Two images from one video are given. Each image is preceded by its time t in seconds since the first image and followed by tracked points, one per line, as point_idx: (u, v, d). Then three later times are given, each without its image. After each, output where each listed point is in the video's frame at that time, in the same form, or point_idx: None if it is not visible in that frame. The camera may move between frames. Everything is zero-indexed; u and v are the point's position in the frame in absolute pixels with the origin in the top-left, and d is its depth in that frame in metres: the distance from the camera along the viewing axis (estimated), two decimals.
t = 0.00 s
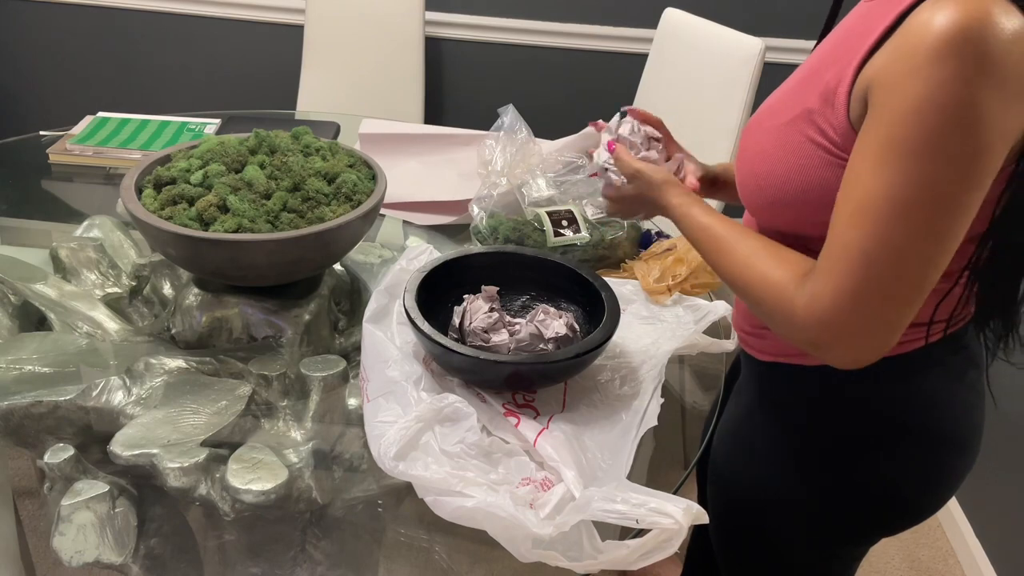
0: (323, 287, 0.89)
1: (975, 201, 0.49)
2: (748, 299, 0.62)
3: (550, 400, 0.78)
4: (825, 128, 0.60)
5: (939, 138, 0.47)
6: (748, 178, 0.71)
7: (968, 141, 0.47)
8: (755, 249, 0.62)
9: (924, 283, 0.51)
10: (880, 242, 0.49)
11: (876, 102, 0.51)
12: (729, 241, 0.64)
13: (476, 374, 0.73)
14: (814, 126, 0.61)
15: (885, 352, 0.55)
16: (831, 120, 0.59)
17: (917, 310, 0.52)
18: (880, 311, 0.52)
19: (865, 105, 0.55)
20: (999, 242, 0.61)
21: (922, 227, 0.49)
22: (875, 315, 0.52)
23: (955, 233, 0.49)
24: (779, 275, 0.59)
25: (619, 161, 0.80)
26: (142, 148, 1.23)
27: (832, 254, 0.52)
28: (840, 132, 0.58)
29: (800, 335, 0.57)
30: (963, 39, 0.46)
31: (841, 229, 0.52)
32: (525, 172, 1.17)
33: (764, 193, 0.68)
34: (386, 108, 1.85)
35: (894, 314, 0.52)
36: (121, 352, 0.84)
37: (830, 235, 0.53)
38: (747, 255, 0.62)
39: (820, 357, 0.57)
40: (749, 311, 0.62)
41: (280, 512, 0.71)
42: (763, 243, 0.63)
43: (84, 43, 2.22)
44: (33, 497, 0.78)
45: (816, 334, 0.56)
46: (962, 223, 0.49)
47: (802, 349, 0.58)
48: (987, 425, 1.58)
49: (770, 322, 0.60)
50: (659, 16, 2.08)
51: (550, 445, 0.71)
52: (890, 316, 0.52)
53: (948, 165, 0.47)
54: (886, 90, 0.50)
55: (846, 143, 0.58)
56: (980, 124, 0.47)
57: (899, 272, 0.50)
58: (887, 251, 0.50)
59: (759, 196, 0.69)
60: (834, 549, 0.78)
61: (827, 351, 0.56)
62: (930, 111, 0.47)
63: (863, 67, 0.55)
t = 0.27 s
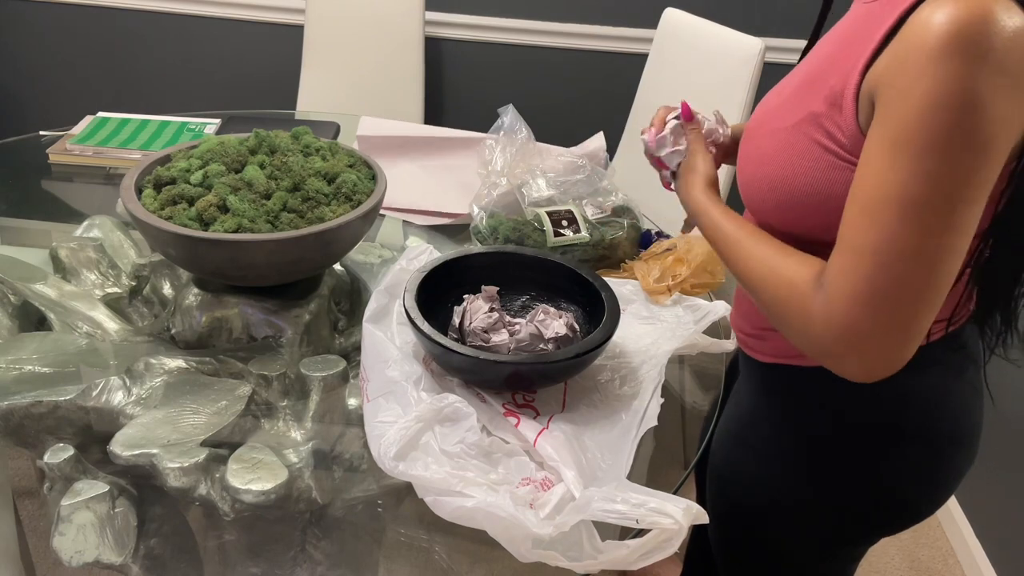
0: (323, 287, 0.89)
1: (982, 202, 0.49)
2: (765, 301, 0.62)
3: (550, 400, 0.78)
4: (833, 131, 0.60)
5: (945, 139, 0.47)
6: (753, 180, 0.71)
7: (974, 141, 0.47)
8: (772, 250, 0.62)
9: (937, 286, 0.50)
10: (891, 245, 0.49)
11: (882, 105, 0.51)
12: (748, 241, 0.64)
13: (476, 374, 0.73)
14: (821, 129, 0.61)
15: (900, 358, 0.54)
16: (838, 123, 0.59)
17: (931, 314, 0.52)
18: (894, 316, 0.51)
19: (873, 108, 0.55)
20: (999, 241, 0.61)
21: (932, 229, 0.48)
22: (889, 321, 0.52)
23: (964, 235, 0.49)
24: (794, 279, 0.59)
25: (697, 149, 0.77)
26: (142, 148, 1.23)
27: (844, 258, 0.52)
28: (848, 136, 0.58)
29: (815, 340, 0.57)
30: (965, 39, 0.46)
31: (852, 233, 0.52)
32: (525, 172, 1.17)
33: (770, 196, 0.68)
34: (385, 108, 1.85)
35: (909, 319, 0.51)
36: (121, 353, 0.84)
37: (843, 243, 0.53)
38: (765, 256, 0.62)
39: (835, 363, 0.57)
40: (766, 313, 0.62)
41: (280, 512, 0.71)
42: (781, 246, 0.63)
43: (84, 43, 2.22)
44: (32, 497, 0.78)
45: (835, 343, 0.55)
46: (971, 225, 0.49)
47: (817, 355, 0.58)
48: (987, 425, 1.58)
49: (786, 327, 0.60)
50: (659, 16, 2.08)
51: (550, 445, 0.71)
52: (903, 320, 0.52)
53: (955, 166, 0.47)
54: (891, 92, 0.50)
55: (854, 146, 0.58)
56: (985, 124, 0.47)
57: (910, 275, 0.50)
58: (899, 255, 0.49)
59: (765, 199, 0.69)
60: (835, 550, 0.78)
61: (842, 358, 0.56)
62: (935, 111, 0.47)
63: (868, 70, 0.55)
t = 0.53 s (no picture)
0: (323, 287, 0.89)
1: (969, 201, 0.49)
2: (737, 292, 0.62)
3: (550, 400, 0.78)
4: (830, 126, 0.60)
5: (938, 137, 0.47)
6: (752, 176, 0.71)
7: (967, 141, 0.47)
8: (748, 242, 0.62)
9: (913, 283, 0.51)
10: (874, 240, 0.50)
11: (876, 99, 0.51)
12: (722, 232, 0.64)
13: (476, 374, 0.73)
14: (819, 124, 0.61)
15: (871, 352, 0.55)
16: (835, 118, 0.59)
17: (905, 311, 0.52)
18: (869, 310, 0.52)
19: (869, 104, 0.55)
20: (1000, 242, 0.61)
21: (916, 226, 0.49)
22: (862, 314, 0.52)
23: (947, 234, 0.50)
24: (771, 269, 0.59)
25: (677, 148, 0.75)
26: (142, 149, 1.23)
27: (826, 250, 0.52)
28: (845, 131, 0.58)
29: (786, 331, 0.57)
30: (964, 37, 0.46)
31: (836, 226, 0.52)
32: (525, 172, 1.17)
33: (769, 192, 0.68)
34: (385, 108, 1.85)
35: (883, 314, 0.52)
36: (121, 352, 0.84)
37: (826, 234, 0.53)
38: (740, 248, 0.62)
39: (806, 354, 0.58)
40: (737, 304, 0.62)
41: (280, 512, 0.71)
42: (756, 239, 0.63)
43: (84, 43, 2.22)
44: (32, 497, 0.78)
45: (809, 334, 0.55)
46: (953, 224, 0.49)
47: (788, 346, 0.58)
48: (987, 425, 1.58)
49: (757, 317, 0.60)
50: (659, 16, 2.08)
51: (550, 445, 0.71)
52: (877, 315, 0.52)
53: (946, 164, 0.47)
54: (885, 87, 0.50)
55: (851, 142, 0.58)
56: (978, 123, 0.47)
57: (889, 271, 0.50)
58: (879, 250, 0.50)
59: (763, 193, 0.69)
60: (835, 549, 0.78)
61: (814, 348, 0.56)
62: (930, 109, 0.47)
63: (865, 66, 0.55)
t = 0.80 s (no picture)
0: (323, 287, 0.89)
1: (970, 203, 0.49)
2: (737, 287, 0.62)
3: (550, 400, 0.78)
4: (834, 127, 0.60)
5: (942, 138, 0.47)
6: (754, 176, 0.71)
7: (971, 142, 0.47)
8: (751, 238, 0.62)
9: (913, 284, 0.51)
10: (874, 239, 0.50)
11: (881, 100, 0.51)
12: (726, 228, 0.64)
13: (476, 374, 0.73)
14: (822, 125, 0.61)
15: (869, 352, 0.55)
16: (839, 119, 0.59)
17: (903, 311, 0.52)
18: (868, 309, 0.52)
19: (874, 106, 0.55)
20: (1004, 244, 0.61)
21: (917, 226, 0.49)
22: (860, 313, 0.52)
23: (949, 236, 0.50)
24: (772, 267, 0.59)
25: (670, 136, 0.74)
26: (142, 149, 1.23)
27: (827, 248, 0.52)
28: (847, 131, 0.58)
29: (785, 328, 0.57)
30: (971, 39, 0.46)
31: (837, 224, 0.52)
32: (525, 172, 1.17)
33: (771, 193, 0.68)
34: (385, 108, 1.85)
35: (881, 313, 0.52)
36: (121, 352, 0.84)
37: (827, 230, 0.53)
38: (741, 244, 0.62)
39: (805, 352, 0.58)
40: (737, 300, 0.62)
41: (280, 512, 0.71)
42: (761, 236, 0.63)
43: (85, 43, 2.22)
44: (32, 497, 0.78)
45: (806, 330, 0.55)
46: (954, 226, 0.49)
47: (786, 343, 0.58)
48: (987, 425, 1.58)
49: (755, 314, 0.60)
50: (659, 16, 2.08)
51: (550, 445, 0.71)
52: (876, 314, 0.52)
53: (949, 164, 0.47)
54: (890, 86, 0.50)
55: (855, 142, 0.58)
56: (983, 126, 0.47)
57: (890, 269, 0.50)
58: (880, 250, 0.50)
59: (766, 193, 0.69)
60: (838, 550, 0.78)
61: (812, 346, 0.56)
62: (934, 110, 0.47)
63: (870, 67, 0.55)
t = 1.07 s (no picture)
0: (323, 287, 0.89)
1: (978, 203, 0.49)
2: (743, 282, 0.62)
3: (550, 401, 0.78)
4: (843, 125, 0.60)
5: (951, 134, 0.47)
6: (762, 175, 0.71)
7: (979, 139, 0.47)
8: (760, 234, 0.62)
9: (918, 282, 0.51)
10: (880, 235, 0.49)
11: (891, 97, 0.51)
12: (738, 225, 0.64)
13: (476, 374, 0.73)
14: (832, 124, 0.61)
15: (873, 351, 0.55)
16: (850, 117, 0.59)
17: (908, 309, 0.52)
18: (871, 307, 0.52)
19: (885, 105, 0.55)
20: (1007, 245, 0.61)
21: (924, 223, 0.48)
22: (863, 310, 0.52)
23: (956, 233, 0.49)
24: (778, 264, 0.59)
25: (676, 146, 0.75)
26: (142, 149, 1.23)
27: (833, 244, 0.52)
28: (859, 129, 0.58)
29: (789, 325, 0.57)
30: (981, 36, 0.46)
31: (844, 220, 0.52)
32: (525, 172, 1.17)
33: (779, 192, 0.68)
34: (385, 108, 1.85)
35: (885, 311, 0.52)
36: (121, 352, 0.84)
37: (835, 226, 0.53)
38: (750, 239, 0.62)
39: (808, 349, 0.57)
40: (744, 296, 0.62)
41: (280, 512, 0.71)
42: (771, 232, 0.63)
43: (84, 43, 2.22)
44: (32, 497, 0.78)
45: (810, 326, 0.55)
46: (962, 224, 0.49)
47: (789, 340, 0.58)
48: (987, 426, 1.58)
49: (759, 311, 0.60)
50: (659, 16, 2.08)
51: (550, 445, 0.71)
52: (880, 312, 0.52)
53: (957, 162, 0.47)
54: (902, 83, 0.50)
55: (865, 140, 0.58)
56: (992, 124, 0.47)
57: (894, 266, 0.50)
58: (885, 246, 0.49)
59: (773, 193, 0.69)
60: (840, 551, 0.78)
61: (815, 343, 0.56)
62: (944, 106, 0.47)
63: (878, 66, 0.55)
